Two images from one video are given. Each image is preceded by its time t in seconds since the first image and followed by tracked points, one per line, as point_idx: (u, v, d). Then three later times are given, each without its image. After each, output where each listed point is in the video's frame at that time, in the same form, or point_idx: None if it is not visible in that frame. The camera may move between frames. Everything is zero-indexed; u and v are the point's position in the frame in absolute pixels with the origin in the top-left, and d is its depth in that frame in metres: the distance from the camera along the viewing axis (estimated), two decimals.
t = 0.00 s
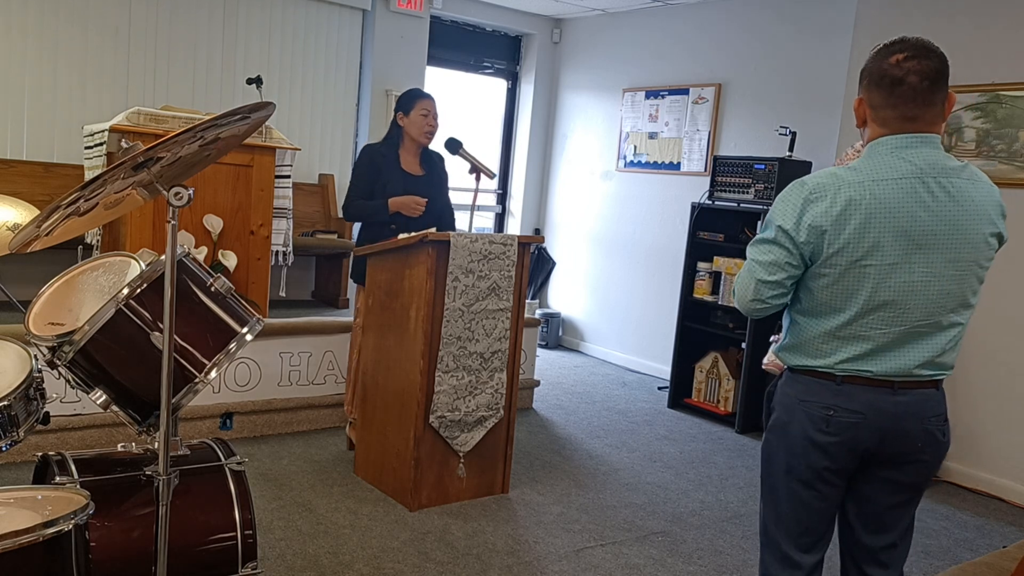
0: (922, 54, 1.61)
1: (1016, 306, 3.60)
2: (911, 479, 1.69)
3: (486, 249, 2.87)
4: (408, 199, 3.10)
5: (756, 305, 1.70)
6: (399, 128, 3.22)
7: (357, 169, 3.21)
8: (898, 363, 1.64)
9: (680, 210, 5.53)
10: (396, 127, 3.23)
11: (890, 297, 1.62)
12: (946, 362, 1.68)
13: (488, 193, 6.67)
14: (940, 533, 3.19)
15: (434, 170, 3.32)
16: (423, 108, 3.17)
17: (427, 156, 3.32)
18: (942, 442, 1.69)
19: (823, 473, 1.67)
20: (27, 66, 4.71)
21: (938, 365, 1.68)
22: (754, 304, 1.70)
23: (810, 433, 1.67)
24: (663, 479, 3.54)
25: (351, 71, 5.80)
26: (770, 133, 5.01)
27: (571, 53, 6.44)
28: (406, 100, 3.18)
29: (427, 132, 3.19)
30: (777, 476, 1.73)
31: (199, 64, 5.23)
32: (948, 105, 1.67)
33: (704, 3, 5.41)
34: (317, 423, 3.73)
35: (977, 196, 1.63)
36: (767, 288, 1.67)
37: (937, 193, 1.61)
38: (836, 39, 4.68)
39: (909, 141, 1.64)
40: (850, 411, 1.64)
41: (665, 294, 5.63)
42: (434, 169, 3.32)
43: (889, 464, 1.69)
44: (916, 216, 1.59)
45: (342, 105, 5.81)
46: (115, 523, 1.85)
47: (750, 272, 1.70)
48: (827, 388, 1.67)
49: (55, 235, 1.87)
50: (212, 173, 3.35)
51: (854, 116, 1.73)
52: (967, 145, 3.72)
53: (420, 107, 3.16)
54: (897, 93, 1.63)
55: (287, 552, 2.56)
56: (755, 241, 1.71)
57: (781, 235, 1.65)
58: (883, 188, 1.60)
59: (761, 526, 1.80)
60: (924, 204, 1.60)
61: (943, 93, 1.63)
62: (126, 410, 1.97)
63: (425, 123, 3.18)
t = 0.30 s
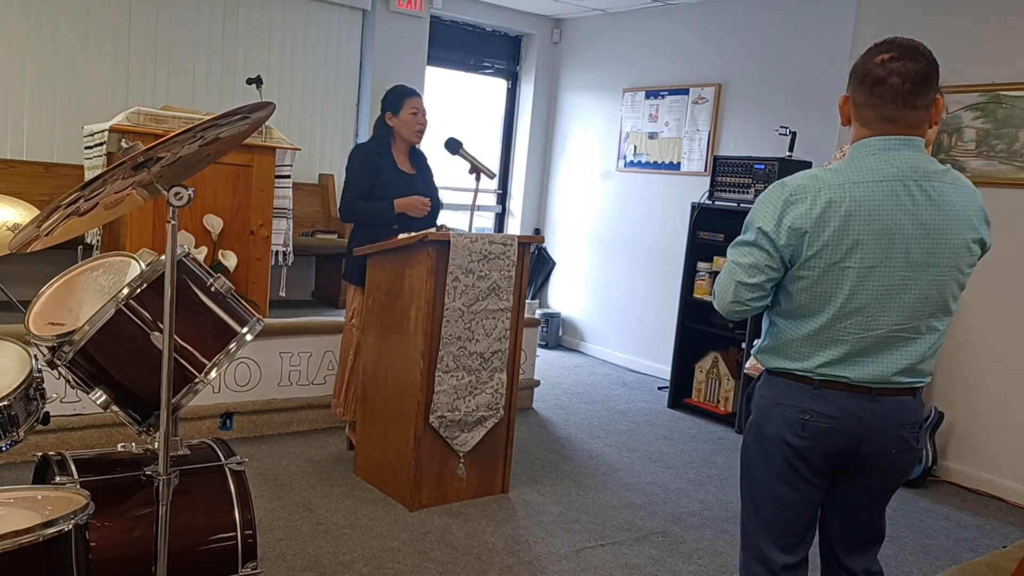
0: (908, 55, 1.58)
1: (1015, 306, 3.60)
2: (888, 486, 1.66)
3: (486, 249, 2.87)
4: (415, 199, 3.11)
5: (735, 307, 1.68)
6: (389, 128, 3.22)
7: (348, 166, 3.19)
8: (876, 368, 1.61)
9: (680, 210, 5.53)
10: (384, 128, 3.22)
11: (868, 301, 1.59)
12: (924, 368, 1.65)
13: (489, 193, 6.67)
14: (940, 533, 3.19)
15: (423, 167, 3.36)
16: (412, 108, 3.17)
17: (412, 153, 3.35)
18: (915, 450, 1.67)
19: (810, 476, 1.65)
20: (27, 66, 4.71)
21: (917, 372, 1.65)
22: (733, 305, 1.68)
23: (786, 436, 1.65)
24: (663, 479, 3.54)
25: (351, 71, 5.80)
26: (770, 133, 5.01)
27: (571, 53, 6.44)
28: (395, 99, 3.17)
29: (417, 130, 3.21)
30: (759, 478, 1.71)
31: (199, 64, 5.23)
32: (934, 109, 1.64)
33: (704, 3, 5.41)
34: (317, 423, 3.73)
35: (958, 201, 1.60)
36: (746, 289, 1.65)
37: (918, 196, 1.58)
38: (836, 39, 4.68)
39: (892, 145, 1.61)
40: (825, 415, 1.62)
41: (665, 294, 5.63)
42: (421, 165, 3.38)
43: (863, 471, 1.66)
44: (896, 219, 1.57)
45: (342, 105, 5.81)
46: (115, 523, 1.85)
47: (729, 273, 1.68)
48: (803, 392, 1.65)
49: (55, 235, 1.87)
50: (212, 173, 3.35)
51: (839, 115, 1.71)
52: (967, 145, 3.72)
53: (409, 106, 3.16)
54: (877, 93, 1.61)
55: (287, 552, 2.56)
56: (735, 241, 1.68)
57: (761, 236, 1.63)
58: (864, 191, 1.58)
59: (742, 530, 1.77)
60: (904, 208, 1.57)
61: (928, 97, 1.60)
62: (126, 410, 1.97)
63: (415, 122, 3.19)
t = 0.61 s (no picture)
0: (895, 50, 1.56)
1: (1016, 305, 3.60)
2: (885, 485, 1.62)
3: (486, 249, 2.87)
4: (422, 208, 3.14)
5: (721, 304, 1.68)
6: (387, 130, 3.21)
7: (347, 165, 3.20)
8: (862, 366, 1.58)
9: (680, 209, 5.53)
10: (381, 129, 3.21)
11: (850, 298, 1.57)
12: (916, 365, 1.61)
13: (489, 193, 6.67)
14: (940, 533, 3.19)
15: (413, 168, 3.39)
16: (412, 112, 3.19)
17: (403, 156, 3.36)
18: (910, 449, 1.62)
19: (807, 474, 1.63)
20: (26, 66, 4.71)
21: (908, 369, 1.62)
22: (719, 302, 1.69)
23: (774, 430, 1.64)
24: (663, 479, 3.54)
25: (351, 71, 5.81)
26: (770, 133, 5.01)
27: (571, 53, 6.44)
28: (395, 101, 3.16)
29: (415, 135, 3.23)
30: (758, 473, 1.68)
31: (199, 64, 5.23)
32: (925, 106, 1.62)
33: (704, 3, 5.41)
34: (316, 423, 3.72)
35: (946, 198, 1.57)
36: (730, 286, 1.65)
37: (901, 192, 1.55)
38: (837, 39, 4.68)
39: (876, 141, 1.59)
40: (811, 409, 1.60)
41: (665, 294, 5.63)
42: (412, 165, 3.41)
43: (856, 469, 1.62)
44: (877, 215, 1.55)
45: (343, 105, 5.82)
46: (114, 523, 1.85)
47: (714, 270, 1.69)
48: (789, 386, 1.63)
49: (55, 235, 1.87)
50: (212, 173, 3.35)
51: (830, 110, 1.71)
52: (967, 145, 3.72)
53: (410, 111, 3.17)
54: (862, 88, 1.60)
55: (287, 552, 2.56)
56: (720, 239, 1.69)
57: (742, 233, 1.64)
58: (845, 187, 1.56)
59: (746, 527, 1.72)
60: (885, 204, 1.55)
61: (915, 93, 1.57)
62: (126, 410, 1.97)
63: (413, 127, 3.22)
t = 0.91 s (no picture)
0: (877, 50, 1.57)
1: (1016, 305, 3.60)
2: (885, 489, 1.61)
3: (486, 249, 2.87)
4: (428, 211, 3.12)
5: (712, 303, 1.71)
6: (389, 128, 3.22)
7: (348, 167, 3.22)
8: (850, 365, 1.57)
9: (680, 209, 5.53)
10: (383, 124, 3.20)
11: (833, 296, 1.57)
12: (912, 367, 1.59)
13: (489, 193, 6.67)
14: (939, 533, 3.19)
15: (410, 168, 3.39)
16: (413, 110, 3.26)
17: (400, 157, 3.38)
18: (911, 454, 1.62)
19: (805, 476, 1.63)
20: (27, 66, 4.71)
21: (907, 373, 1.60)
22: (710, 302, 1.71)
23: (770, 433, 1.64)
24: (663, 479, 3.54)
25: (352, 71, 5.81)
26: (770, 133, 5.01)
27: (571, 53, 6.44)
28: (396, 99, 3.19)
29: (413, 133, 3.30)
30: (755, 475, 1.67)
31: (199, 64, 5.23)
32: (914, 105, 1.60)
33: (704, 3, 5.42)
34: (316, 423, 3.72)
35: (933, 195, 1.55)
36: (719, 284, 1.68)
37: (883, 191, 1.55)
38: (837, 38, 4.68)
39: (861, 141, 1.60)
40: (807, 412, 1.59)
41: (665, 294, 5.63)
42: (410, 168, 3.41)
43: (854, 472, 1.62)
44: (857, 214, 1.55)
45: (342, 105, 5.81)
46: (114, 523, 1.85)
47: (707, 270, 1.72)
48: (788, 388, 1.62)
49: (55, 235, 1.87)
50: (211, 173, 3.35)
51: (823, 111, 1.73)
52: (967, 144, 3.72)
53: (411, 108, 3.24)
54: (844, 88, 1.62)
55: (287, 552, 2.56)
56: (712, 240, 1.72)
57: (728, 233, 1.67)
58: (825, 186, 1.57)
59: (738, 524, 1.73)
60: (866, 203, 1.55)
61: (895, 92, 1.58)
62: (126, 410, 1.97)
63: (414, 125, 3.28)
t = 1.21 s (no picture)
0: (887, 49, 1.57)
1: (1016, 304, 3.60)
2: (898, 485, 1.60)
3: (486, 249, 2.87)
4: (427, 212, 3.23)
5: (721, 296, 1.73)
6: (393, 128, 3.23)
7: (347, 167, 3.22)
8: (855, 360, 1.57)
9: (680, 210, 5.53)
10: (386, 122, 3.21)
11: (838, 291, 1.58)
12: (921, 363, 1.58)
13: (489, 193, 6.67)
14: (940, 533, 3.19)
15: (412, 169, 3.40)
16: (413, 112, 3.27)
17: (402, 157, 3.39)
18: (923, 448, 1.59)
19: (812, 473, 1.63)
20: (27, 65, 4.71)
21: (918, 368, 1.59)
22: (720, 294, 1.73)
23: (784, 427, 1.64)
24: (663, 479, 3.54)
25: (352, 71, 5.81)
26: (769, 133, 5.01)
27: (571, 53, 6.44)
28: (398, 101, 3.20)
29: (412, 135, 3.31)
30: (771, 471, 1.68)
31: (199, 64, 5.23)
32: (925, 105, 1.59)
33: (704, 3, 5.42)
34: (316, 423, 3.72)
35: (940, 193, 1.54)
36: (727, 278, 1.70)
37: (889, 187, 1.55)
38: (838, 38, 4.67)
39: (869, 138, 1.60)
40: (818, 405, 1.59)
41: (665, 294, 5.63)
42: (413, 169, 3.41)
43: (868, 466, 1.61)
44: (863, 209, 1.55)
45: (342, 104, 5.81)
46: (115, 522, 1.85)
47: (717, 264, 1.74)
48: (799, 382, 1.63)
49: (55, 235, 1.87)
50: (211, 173, 3.35)
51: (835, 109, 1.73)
52: (967, 145, 3.71)
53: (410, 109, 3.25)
54: (855, 87, 1.63)
55: (287, 552, 2.56)
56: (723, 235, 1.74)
57: (737, 228, 1.68)
58: (832, 182, 1.58)
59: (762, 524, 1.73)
60: (871, 199, 1.55)
61: (904, 89, 1.58)
62: (126, 411, 1.97)
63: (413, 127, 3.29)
